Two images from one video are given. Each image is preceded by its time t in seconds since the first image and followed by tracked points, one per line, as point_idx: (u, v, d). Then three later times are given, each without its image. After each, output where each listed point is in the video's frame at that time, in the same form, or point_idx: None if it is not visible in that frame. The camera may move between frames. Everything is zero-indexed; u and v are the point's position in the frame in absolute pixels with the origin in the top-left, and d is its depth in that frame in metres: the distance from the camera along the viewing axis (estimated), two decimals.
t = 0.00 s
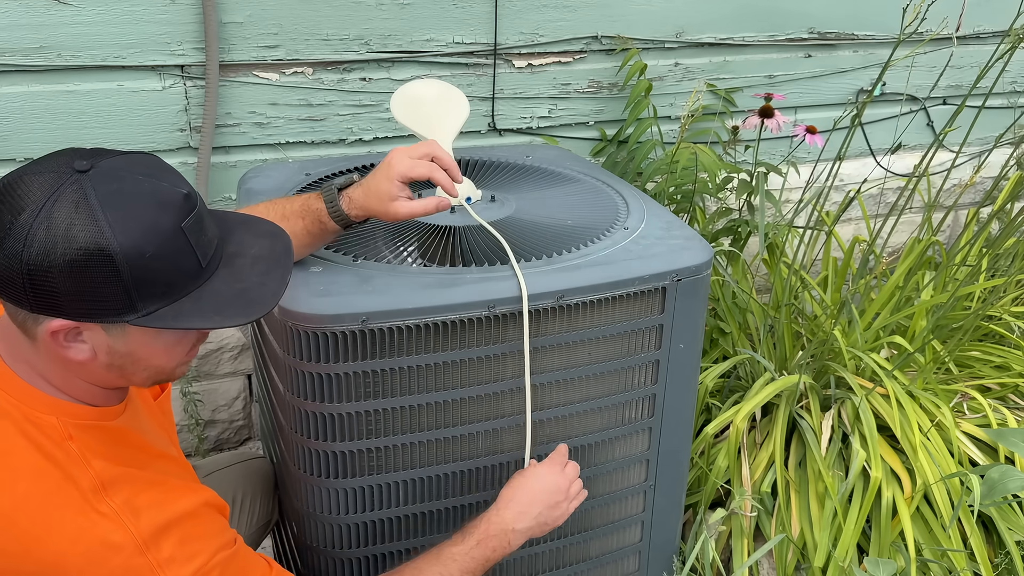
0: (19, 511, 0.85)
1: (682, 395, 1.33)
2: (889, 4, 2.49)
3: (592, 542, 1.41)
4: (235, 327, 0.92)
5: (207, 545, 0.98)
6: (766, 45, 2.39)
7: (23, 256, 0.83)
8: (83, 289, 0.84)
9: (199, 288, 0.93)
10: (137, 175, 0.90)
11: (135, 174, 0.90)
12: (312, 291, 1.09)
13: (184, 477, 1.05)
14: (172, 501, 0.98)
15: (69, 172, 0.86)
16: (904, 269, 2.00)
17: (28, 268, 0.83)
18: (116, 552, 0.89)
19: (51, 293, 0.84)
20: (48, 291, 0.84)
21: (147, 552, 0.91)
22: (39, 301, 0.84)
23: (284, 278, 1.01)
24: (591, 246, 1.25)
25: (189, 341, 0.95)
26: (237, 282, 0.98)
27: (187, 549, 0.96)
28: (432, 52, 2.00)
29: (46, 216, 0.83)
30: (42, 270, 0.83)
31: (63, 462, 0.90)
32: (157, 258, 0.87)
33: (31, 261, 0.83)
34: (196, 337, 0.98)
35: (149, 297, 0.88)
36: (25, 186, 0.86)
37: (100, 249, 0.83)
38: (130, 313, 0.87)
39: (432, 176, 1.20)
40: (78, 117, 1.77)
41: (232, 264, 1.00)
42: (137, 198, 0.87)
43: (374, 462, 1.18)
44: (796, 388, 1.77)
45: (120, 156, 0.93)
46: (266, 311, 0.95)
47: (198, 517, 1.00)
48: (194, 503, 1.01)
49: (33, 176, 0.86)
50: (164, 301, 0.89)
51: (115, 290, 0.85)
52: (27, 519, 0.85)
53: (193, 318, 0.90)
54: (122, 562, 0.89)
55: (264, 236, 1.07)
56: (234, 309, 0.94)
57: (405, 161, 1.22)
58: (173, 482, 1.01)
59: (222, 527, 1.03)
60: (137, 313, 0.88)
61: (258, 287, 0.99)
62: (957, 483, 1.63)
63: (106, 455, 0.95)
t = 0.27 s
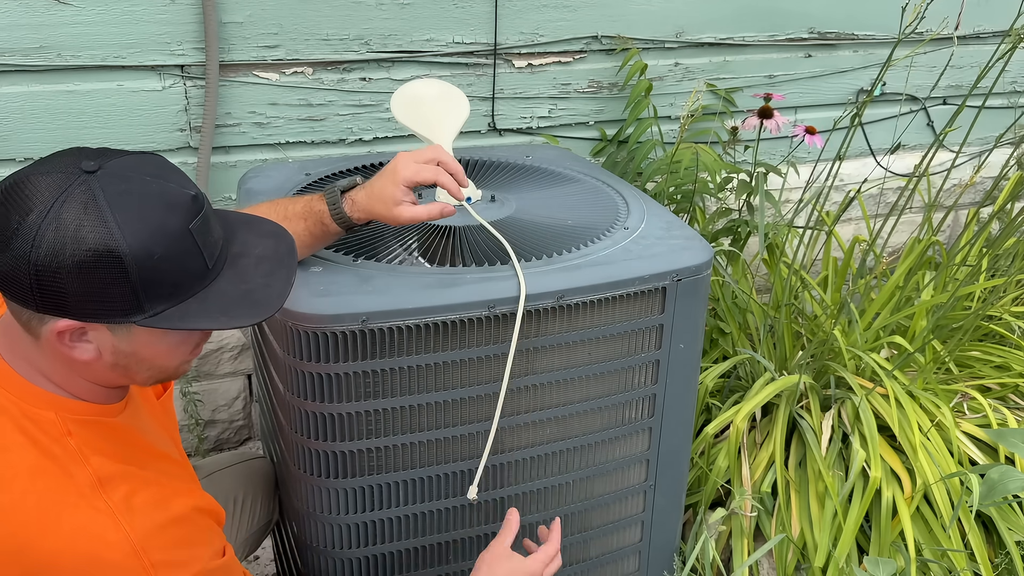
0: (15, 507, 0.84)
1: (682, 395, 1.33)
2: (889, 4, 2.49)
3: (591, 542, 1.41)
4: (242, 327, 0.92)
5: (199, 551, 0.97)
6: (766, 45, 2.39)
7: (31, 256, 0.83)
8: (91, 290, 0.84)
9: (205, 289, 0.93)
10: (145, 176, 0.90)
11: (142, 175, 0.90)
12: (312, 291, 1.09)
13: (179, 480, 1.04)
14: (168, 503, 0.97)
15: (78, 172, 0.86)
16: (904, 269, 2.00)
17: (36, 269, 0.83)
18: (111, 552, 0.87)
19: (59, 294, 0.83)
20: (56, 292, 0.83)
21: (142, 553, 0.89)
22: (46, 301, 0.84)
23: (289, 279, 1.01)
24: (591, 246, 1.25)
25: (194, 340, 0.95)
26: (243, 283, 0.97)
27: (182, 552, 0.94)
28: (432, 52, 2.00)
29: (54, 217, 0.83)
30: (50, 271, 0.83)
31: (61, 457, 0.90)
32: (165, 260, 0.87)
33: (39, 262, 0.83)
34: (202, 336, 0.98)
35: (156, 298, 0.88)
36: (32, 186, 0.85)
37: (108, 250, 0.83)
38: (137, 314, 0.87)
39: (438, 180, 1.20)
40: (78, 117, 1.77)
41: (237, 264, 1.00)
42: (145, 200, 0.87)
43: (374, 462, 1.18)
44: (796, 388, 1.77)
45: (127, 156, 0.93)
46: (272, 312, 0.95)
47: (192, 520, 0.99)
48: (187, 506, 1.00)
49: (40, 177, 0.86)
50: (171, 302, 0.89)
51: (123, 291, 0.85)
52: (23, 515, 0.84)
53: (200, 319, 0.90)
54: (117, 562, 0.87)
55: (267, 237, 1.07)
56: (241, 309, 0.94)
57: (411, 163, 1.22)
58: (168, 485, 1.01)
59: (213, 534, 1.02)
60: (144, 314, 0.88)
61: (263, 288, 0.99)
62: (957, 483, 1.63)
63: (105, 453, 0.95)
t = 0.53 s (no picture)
0: (15, 512, 0.85)
1: (682, 395, 1.33)
2: (889, 4, 2.49)
3: (592, 542, 1.41)
4: (235, 328, 0.93)
5: (201, 546, 0.99)
6: (766, 45, 2.39)
7: (18, 273, 0.82)
8: (82, 302, 0.84)
9: (195, 291, 0.94)
10: (125, 184, 0.89)
11: (122, 182, 0.90)
12: (312, 291, 1.09)
13: (178, 475, 1.05)
14: (168, 498, 0.98)
15: (56, 184, 0.85)
16: (904, 269, 2.00)
17: (23, 285, 0.82)
18: (114, 551, 0.88)
19: (49, 308, 0.83)
20: (46, 306, 0.83)
21: (145, 551, 0.91)
22: (37, 316, 0.84)
23: (278, 272, 1.02)
24: (591, 247, 1.25)
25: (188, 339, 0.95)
26: (232, 281, 0.98)
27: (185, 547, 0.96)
28: (432, 52, 2.00)
29: (37, 232, 0.83)
30: (38, 286, 0.82)
31: (57, 460, 0.90)
32: (154, 266, 0.87)
33: (26, 278, 0.82)
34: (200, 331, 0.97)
35: (147, 305, 0.88)
36: (13, 202, 0.85)
37: (96, 261, 0.83)
38: (131, 321, 0.87)
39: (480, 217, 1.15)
40: (78, 117, 1.77)
41: (226, 262, 1.00)
42: (129, 209, 0.87)
43: (374, 462, 1.18)
44: (797, 388, 1.77)
45: (104, 164, 0.92)
46: (264, 310, 0.96)
47: (193, 515, 1.01)
48: (188, 502, 1.01)
49: (19, 191, 0.86)
50: (163, 307, 0.90)
51: (115, 300, 0.85)
52: (24, 520, 0.85)
53: (194, 322, 0.91)
54: (121, 560, 0.89)
55: (252, 230, 1.07)
56: (234, 309, 0.95)
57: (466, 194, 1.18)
58: (168, 480, 1.02)
59: (213, 527, 1.03)
60: (137, 321, 0.88)
61: (253, 285, 0.99)
62: (957, 483, 1.63)
63: (101, 452, 0.95)
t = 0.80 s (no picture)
0: (21, 513, 0.85)
1: (682, 395, 1.33)
2: (889, 4, 2.49)
3: (592, 542, 1.41)
4: (230, 321, 0.93)
5: (213, 539, 0.98)
6: (766, 45, 2.39)
7: (9, 275, 0.83)
8: (74, 302, 0.84)
9: (188, 286, 0.94)
10: (111, 182, 0.89)
11: (109, 180, 0.90)
12: (312, 291, 1.09)
13: (186, 471, 1.05)
14: (176, 493, 0.98)
15: (43, 185, 0.85)
16: (904, 269, 2.00)
17: (15, 288, 0.83)
18: (122, 547, 0.88)
19: (42, 309, 0.84)
20: (39, 307, 0.84)
21: (153, 546, 0.90)
22: (31, 317, 0.84)
23: (271, 266, 1.02)
24: (591, 247, 1.25)
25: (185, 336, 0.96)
26: (225, 275, 0.98)
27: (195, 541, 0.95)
28: (432, 52, 2.00)
29: (26, 234, 0.83)
30: (30, 288, 0.83)
31: (62, 460, 0.90)
32: (144, 263, 0.87)
33: (17, 280, 0.83)
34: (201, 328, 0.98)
35: (140, 302, 0.88)
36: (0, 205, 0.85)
37: (86, 260, 0.83)
38: (124, 319, 0.88)
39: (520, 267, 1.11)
40: (78, 117, 1.77)
41: (219, 257, 1.00)
42: (116, 206, 0.87)
43: (374, 462, 1.18)
44: (797, 388, 1.77)
45: (91, 162, 0.92)
46: (258, 303, 0.96)
47: (202, 509, 1.00)
48: (197, 496, 1.00)
49: (7, 194, 0.86)
50: (156, 304, 0.90)
51: (107, 299, 0.85)
52: (31, 520, 0.85)
53: (189, 317, 0.91)
54: (129, 557, 0.88)
55: (244, 225, 1.07)
56: (227, 303, 0.95)
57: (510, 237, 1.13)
58: (176, 475, 1.01)
59: (224, 520, 1.02)
60: (131, 319, 0.88)
61: (246, 278, 1.00)
62: (957, 483, 1.63)
63: (106, 451, 0.95)
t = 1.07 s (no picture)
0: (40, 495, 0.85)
1: (682, 395, 1.33)
2: (889, 4, 2.49)
3: (592, 542, 1.41)
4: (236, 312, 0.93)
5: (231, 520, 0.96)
6: (766, 45, 2.39)
7: (24, 262, 0.83)
8: (86, 289, 0.84)
9: (198, 276, 0.94)
10: (125, 171, 0.89)
11: (123, 170, 0.89)
12: (313, 291, 1.09)
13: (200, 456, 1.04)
14: (192, 475, 0.97)
15: (59, 174, 0.86)
16: (904, 269, 2.00)
17: (30, 274, 0.83)
18: (140, 528, 0.87)
19: (55, 295, 0.84)
20: (51, 293, 0.84)
21: (171, 526, 0.89)
22: (46, 303, 0.85)
23: (281, 259, 1.02)
24: (591, 247, 1.25)
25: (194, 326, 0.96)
26: (235, 266, 0.98)
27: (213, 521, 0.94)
28: (432, 52, 2.00)
29: (41, 221, 0.83)
30: (44, 275, 0.83)
31: (80, 444, 0.90)
32: (155, 252, 0.87)
33: (32, 267, 0.83)
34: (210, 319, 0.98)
35: (150, 290, 0.88)
36: (17, 193, 0.85)
37: (98, 248, 0.84)
38: (135, 307, 0.88)
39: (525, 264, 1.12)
40: (78, 117, 1.77)
41: (229, 248, 1.00)
42: (129, 195, 0.87)
43: (374, 462, 1.18)
44: (796, 388, 1.77)
45: (107, 152, 0.92)
46: (265, 295, 0.96)
47: (218, 491, 0.99)
48: (211, 478, 1.00)
49: (23, 182, 0.86)
50: (166, 292, 0.90)
51: (118, 286, 0.85)
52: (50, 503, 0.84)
53: (197, 306, 0.91)
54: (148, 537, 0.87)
55: (255, 218, 1.07)
56: (236, 293, 0.95)
57: (520, 235, 1.14)
58: (192, 459, 1.01)
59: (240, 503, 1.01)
60: (140, 307, 0.88)
61: (255, 271, 0.99)
62: (957, 483, 1.63)
63: (124, 437, 0.95)
